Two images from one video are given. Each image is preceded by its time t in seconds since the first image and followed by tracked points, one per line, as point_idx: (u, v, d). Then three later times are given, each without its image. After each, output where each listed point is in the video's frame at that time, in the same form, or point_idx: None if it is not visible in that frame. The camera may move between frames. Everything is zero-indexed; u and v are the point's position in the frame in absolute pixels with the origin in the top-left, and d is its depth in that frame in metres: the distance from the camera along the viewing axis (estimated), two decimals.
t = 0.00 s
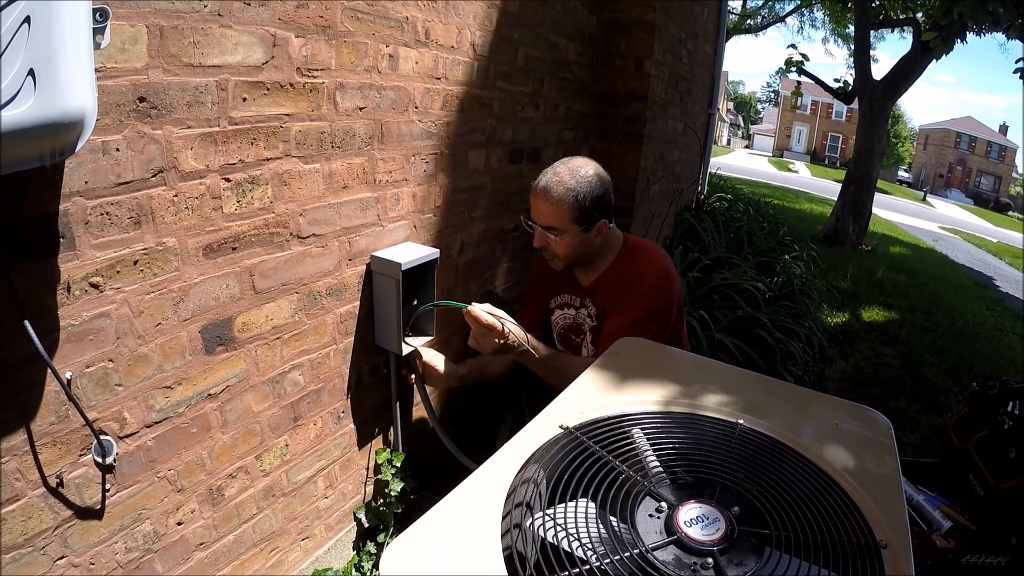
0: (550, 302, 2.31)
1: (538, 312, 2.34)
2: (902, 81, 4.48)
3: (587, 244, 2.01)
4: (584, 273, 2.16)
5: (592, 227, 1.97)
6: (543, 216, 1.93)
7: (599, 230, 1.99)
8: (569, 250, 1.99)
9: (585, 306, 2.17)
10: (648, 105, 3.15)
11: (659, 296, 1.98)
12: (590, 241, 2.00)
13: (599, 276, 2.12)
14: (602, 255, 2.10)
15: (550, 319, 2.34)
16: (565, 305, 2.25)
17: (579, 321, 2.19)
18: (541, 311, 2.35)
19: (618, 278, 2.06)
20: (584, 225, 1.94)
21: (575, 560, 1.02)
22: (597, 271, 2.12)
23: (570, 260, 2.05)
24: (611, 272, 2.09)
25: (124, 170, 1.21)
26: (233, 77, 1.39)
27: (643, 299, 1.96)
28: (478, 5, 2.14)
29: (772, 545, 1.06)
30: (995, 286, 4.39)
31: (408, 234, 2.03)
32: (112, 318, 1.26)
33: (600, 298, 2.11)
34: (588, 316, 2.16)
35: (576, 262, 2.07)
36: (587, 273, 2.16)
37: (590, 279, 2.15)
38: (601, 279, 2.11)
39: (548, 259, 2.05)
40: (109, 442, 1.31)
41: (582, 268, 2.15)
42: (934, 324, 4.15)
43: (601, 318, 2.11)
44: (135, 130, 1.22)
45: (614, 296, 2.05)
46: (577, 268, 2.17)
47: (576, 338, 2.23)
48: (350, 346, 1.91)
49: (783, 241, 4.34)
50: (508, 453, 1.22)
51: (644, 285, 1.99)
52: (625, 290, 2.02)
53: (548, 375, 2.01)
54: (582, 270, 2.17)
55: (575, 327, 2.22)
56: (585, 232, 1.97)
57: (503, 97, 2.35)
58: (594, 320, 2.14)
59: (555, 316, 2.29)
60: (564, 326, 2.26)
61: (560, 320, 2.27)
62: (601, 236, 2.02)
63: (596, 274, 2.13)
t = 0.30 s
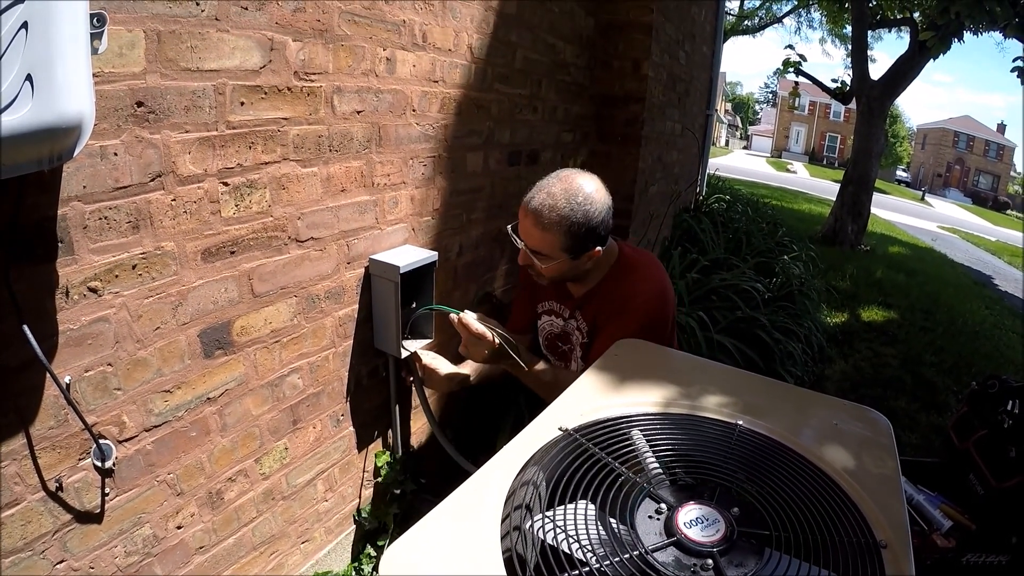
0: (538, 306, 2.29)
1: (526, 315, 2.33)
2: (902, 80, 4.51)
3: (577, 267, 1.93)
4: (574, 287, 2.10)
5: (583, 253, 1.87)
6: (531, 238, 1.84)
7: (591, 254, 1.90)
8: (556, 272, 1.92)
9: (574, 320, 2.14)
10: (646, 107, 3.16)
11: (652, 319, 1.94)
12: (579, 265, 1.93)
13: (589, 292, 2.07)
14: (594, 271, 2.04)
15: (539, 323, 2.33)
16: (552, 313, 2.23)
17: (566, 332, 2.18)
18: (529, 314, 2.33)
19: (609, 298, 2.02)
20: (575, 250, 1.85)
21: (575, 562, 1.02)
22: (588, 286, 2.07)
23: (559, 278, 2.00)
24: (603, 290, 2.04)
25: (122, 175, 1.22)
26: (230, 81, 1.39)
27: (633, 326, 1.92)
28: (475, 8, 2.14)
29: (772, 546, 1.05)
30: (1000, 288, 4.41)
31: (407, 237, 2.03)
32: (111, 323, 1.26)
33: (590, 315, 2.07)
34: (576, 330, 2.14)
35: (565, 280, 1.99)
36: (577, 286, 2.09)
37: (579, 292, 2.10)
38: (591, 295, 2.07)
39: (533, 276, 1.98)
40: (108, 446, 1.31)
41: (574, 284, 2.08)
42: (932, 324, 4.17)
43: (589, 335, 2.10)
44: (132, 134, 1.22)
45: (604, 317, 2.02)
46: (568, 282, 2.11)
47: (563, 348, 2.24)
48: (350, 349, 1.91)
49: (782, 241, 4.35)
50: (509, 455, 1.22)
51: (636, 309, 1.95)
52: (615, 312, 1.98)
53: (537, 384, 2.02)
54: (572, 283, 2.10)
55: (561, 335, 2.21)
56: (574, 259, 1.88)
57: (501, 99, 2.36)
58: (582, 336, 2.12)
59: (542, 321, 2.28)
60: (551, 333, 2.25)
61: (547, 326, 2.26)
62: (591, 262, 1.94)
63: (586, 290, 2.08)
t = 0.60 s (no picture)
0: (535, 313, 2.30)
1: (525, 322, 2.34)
2: (902, 84, 4.48)
3: (566, 281, 1.92)
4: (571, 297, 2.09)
5: (569, 268, 1.85)
6: (516, 252, 1.84)
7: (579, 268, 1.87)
8: (545, 286, 1.92)
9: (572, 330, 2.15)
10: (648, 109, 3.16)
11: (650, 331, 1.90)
12: (568, 279, 1.91)
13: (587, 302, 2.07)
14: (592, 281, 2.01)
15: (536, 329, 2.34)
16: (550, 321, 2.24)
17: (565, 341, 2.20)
18: (527, 321, 2.34)
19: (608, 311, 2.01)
20: (560, 266, 1.83)
21: (579, 564, 1.02)
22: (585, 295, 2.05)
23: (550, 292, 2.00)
24: (602, 300, 2.04)
25: (127, 177, 1.22)
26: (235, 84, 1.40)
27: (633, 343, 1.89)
28: (479, 11, 2.15)
29: (775, 548, 1.05)
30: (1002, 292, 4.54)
31: (410, 240, 2.03)
32: (115, 324, 1.26)
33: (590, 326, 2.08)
34: (574, 340, 2.16)
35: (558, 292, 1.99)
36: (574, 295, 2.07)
37: (577, 301, 2.09)
38: (588, 305, 2.07)
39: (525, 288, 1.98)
40: (112, 447, 1.31)
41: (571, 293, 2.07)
42: (935, 326, 4.16)
43: (587, 345, 2.11)
44: (138, 136, 1.23)
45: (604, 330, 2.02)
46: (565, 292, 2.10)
47: (562, 356, 2.26)
48: (353, 350, 1.92)
49: (785, 243, 4.34)
50: (512, 458, 1.22)
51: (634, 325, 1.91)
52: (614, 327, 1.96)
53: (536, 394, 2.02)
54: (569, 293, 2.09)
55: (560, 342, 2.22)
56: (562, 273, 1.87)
57: (504, 102, 2.36)
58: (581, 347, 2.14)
59: (540, 329, 2.29)
60: (549, 339, 2.26)
61: (545, 333, 2.27)
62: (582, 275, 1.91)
63: (583, 300, 2.08)
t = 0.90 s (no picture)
0: (536, 311, 2.30)
1: (525, 321, 2.34)
2: (905, 85, 4.52)
3: (567, 278, 1.92)
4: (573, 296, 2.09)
5: (570, 264, 1.85)
6: (516, 251, 1.86)
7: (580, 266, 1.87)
8: (546, 284, 1.93)
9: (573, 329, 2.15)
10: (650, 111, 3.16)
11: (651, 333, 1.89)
12: (569, 276, 1.91)
13: (590, 301, 2.07)
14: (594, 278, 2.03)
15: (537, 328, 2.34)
16: (551, 319, 2.23)
17: (566, 340, 2.20)
18: (528, 319, 2.35)
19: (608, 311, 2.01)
20: (560, 264, 1.84)
21: (580, 565, 1.02)
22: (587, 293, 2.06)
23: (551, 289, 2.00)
24: (603, 300, 2.04)
25: (130, 179, 1.23)
26: (238, 86, 1.40)
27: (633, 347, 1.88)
28: (481, 14, 2.15)
29: (776, 549, 1.05)
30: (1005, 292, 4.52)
31: (412, 242, 2.04)
32: (118, 325, 1.27)
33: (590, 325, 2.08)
34: (575, 339, 2.16)
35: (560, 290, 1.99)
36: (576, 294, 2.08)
37: (578, 300, 2.09)
38: (589, 305, 2.08)
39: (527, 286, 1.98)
40: (115, 448, 1.32)
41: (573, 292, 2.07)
42: (937, 327, 4.16)
43: (588, 344, 2.12)
44: (141, 138, 1.23)
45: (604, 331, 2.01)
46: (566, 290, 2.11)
47: (561, 355, 2.26)
48: (355, 352, 1.92)
49: (787, 245, 4.34)
50: (513, 459, 1.22)
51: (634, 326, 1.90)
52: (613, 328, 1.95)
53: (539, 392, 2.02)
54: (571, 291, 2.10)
55: (560, 341, 2.22)
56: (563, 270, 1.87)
57: (505, 104, 2.36)
58: (581, 347, 2.14)
59: (540, 327, 2.29)
60: (549, 338, 2.27)
61: (545, 331, 2.28)
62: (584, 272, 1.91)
63: (585, 298, 2.08)
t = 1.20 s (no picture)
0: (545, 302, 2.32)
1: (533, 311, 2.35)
2: (906, 85, 4.52)
3: (586, 262, 1.93)
4: (584, 287, 2.10)
5: (592, 244, 1.87)
6: (539, 231, 1.86)
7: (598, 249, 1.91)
8: (564, 269, 1.93)
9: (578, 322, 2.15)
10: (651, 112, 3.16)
11: (654, 332, 1.90)
12: (589, 259, 1.93)
13: (597, 296, 2.08)
14: (604, 270, 2.05)
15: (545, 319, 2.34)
16: (558, 311, 2.24)
17: (570, 333, 2.19)
18: (536, 310, 2.36)
19: (614, 308, 2.01)
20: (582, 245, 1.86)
21: (580, 568, 1.02)
22: (595, 287, 2.07)
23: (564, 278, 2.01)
24: (610, 296, 2.04)
25: (131, 182, 1.23)
26: (239, 90, 1.41)
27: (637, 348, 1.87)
28: (481, 16, 2.15)
29: (776, 551, 1.05)
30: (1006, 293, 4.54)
31: (413, 244, 2.04)
32: (119, 329, 1.27)
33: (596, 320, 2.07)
34: (579, 333, 2.15)
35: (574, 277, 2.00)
36: (585, 286, 2.10)
37: (587, 292, 2.10)
38: (597, 299, 2.08)
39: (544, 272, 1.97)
40: (116, 451, 1.32)
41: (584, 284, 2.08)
42: (939, 329, 4.15)
43: (593, 339, 2.11)
44: (142, 142, 1.23)
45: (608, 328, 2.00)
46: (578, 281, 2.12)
47: (563, 349, 2.25)
48: (356, 355, 1.92)
49: (788, 246, 4.34)
50: (513, 461, 1.22)
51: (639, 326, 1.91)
52: (619, 325, 1.96)
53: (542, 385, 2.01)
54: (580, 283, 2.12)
55: (566, 335, 2.22)
56: (585, 252, 1.89)
57: (506, 107, 2.37)
58: (586, 341, 2.13)
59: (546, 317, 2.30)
60: (555, 330, 2.27)
61: (552, 323, 2.28)
62: (602, 256, 1.95)
63: (594, 293, 2.08)
